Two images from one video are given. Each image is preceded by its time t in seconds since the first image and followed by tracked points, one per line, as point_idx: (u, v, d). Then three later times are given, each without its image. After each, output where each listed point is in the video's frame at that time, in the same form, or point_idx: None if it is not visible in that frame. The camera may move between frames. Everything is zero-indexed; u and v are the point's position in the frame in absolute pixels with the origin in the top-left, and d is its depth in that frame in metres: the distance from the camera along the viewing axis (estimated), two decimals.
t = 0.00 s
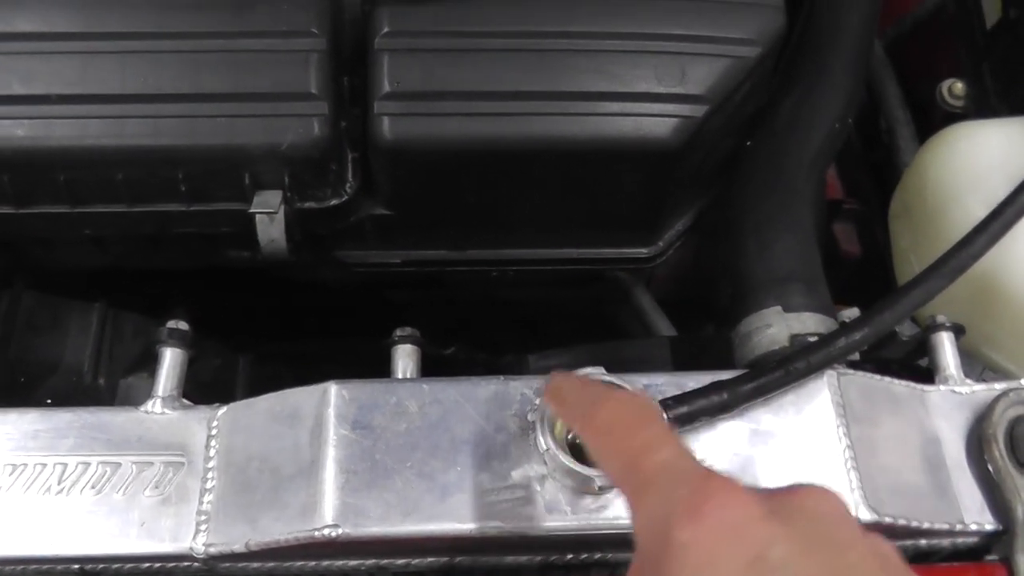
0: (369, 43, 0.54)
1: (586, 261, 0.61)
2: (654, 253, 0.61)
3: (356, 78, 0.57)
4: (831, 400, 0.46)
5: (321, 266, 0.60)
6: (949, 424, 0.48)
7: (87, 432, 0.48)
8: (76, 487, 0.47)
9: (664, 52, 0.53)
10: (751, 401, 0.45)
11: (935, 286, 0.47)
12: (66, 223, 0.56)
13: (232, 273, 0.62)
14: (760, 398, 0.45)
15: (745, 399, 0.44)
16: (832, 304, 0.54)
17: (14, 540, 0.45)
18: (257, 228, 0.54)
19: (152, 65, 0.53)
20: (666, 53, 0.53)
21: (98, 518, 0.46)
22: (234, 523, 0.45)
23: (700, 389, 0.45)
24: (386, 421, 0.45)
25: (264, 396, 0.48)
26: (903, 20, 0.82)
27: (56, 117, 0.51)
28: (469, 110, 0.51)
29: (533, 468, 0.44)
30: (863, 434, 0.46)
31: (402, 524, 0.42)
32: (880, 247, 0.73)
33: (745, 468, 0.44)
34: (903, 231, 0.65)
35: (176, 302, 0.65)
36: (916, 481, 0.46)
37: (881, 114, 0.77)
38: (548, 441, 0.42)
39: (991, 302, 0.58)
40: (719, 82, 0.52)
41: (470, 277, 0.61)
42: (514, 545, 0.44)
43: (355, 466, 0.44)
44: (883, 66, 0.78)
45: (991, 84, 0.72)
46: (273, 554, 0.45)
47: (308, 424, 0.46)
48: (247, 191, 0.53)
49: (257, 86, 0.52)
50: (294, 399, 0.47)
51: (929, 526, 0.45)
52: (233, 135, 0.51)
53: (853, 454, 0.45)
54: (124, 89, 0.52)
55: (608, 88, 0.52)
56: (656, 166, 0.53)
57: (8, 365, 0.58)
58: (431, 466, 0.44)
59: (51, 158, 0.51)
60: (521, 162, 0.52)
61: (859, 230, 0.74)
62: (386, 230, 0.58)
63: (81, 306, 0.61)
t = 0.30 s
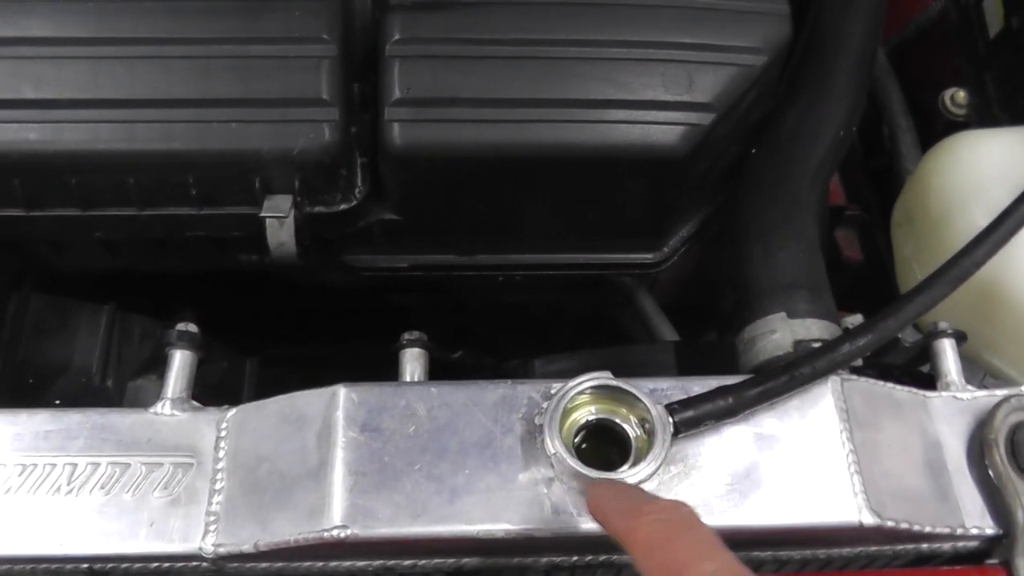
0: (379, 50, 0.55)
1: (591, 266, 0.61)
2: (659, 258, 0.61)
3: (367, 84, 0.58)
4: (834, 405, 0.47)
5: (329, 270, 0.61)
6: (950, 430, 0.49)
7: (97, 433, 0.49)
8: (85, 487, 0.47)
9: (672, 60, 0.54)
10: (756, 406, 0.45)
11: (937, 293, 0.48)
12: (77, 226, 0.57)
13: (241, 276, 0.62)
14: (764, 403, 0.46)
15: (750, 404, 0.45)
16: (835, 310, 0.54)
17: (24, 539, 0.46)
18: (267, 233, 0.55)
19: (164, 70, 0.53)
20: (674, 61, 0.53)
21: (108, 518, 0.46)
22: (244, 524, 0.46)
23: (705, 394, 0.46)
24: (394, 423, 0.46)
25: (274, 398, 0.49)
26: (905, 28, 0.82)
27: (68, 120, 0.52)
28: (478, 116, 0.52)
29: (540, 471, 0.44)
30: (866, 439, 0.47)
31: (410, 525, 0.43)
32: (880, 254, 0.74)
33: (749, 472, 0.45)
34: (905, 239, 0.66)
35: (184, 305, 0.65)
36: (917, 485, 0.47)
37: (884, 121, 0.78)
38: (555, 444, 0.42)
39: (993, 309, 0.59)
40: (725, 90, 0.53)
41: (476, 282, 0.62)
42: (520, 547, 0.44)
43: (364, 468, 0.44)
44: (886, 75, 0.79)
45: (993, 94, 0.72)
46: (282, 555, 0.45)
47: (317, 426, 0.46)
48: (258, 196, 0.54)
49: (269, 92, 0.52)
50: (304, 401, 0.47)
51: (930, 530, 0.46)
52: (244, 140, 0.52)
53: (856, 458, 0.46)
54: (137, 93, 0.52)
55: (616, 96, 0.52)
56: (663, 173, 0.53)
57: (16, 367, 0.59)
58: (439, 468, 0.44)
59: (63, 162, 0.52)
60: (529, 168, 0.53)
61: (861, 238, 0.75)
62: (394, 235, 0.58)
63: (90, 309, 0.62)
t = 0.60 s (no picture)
0: (390, 60, 0.56)
1: (594, 271, 0.63)
2: (661, 264, 0.63)
3: (376, 93, 0.59)
4: (831, 406, 0.48)
5: (338, 273, 0.62)
6: (944, 430, 0.50)
7: (113, 430, 0.50)
8: (102, 482, 0.48)
9: (675, 71, 0.55)
10: (755, 406, 0.47)
11: (932, 299, 0.50)
12: (92, 229, 0.58)
13: (252, 279, 0.63)
14: (763, 403, 0.47)
15: (750, 404, 0.46)
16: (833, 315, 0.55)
17: (42, 532, 0.47)
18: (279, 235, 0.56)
19: (181, 77, 0.55)
20: (678, 71, 0.55)
21: (124, 512, 0.47)
22: (259, 519, 0.47)
23: (707, 394, 0.47)
24: (405, 422, 0.47)
25: (287, 397, 0.50)
26: (902, 41, 0.84)
27: (87, 126, 0.53)
28: (487, 124, 0.53)
29: (546, 468, 0.45)
30: (862, 439, 0.48)
31: (420, 520, 0.44)
32: (878, 262, 0.75)
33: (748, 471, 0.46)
34: (900, 245, 0.67)
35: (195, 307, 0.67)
36: (912, 484, 0.48)
37: (880, 132, 0.80)
38: (562, 442, 0.43)
39: (986, 314, 0.61)
40: (727, 100, 0.54)
41: (482, 285, 0.63)
42: (526, 542, 0.46)
43: (376, 465, 0.46)
44: (883, 86, 0.80)
45: (987, 104, 0.74)
46: (295, 549, 0.47)
47: (330, 424, 0.48)
48: (271, 200, 0.55)
49: (284, 99, 0.54)
50: (317, 400, 0.49)
51: (924, 527, 0.47)
52: (259, 146, 0.53)
53: (852, 458, 0.47)
54: (154, 100, 0.54)
55: (621, 105, 0.54)
56: (666, 180, 0.55)
57: (32, 365, 0.59)
58: (449, 465, 0.46)
59: (81, 166, 0.53)
60: (536, 176, 0.54)
61: (859, 245, 0.76)
62: (403, 240, 0.60)
63: (104, 309, 0.63)
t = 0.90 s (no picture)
0: (401, 71, 0.58)
1: (596, 275, 0.65)
2: (661, 268, 0.65)
3: (388, 102, 0.61)
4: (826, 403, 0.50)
5: (349, 277, 0.64)
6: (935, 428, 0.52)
7: (134, 426, 0.52)
8: (123, 475, 0.50)
9: (676, 82, 0.57)
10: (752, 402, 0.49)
11: (921, 301, 0.52)
12: (113, 233, 0.60)
13: (265, 283, 0.65)
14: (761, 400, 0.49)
15: (747, 400, 0.48)
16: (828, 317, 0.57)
17: (66, 524, 0.49)
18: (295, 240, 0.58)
19: (200, 86, 0.57)
20: (678, 83, 0.57)
21: (145, 504, 0.49)
22: (275, 511, 0.48)
23: (706, 391, 0.49)
24: (417, 417, 0.49)
25: (302, 394, 0.52)
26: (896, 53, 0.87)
27: (110, 134, 0.55)
28: (495, 132, 0.55)
29: (552, 462, 0.47)
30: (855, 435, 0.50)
31: (432, 511, 0.46)
32: (873, 268, 0.77)
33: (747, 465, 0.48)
34: (894, 251, 0.70)
35: (209, 310, 0.69)
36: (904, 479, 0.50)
37: (874, 142, 0.82)
38: (567, 436, 0.45)
39: (977, 317, 0.63)
40: (725, 110, 0.57)
41: (488, 289, 0.65)
42: (532, 534, 0.48)
43: (389, 459, 0.48)
44: (877, 98, 0.83)
45: (980, 116, 0.76)
46: (311, 540, 0.49)
47: (344, 419, 0.50)
48: (286, 205, 0.57)
49: (299, 109, 0.56)
50: (331, 397, 0.51)
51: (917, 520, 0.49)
52: (277, 153, 0.55)
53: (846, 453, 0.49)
54: (174, 108, 0.56)
55: (624, 115, 0.56)
56: (666, 188, 0.57)
57: (52, 364, 0.61)
58: (459, 459, 0.48)
59: (103, 172, 0.55)
60: (542, 183, 0.56)
61: (853, 253, 0.78)
62: (413, 245, 0.62)
63: (121, 312, 0.65)
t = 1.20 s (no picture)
0: (403, 78, 0.59)
1: (594, 278, 0.66)
2: (658, 271, 0.66)
3: (389, 109, 0.62)
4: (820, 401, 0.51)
5: (351, 281, 0.65)
6: (927, 426, 0.53)
7: (140, 426, 0.53)
8: (130, 474, 0.51)
9: (671, 88, 0.59)
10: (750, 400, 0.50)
11: (913, 301, 0.53)
12: (118, 238, 0.61)
13: (268, 287, 0.66)
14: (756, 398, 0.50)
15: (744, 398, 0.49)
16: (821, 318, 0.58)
17: (73, 523, 0.49)
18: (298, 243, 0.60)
19: (205, 94, 0.58)
20: (674, 88, 0.58)
21: (152, 502, 0.50)
22: (281, 509, 0.49)
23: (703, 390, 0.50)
24: (419, 416, 0.50)
25: (306, 395, 0.53)
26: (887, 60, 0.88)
27: (117, 140, 0.56)
28: (495, 138, 0.56)
29: (552, 459, 0.48)
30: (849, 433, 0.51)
31: (435, 507, 0.47)
32: (865, 271, 0.79)
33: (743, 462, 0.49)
34: (887, 254, 0.71)
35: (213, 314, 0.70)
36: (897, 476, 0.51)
37: (866, 147, 0.83)
38: (567, 432, 0.47)
39: (967, 319, 0.64)
40: (719, 115, 0.58)
41: (487, 292, 0.66)
42: (533, 530, 0.49)
43: (393, 456, 0.49)
44: (869, 104, 0.84)
45: (968, 122, 0.78)
46: (316, 537, 0.49)
47: (349, 418, 0.51)
48: (290, 210, 0.59)
49: (303, 115, 0.57)
50: (336, 396, 0.52)
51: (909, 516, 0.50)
52: (281, 158, 0.56)
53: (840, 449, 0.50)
54: (180, 115, 0.57)
55: (621, 120, 0.57)
56: (662, 191, 0.58)
57: (59, 367, 0.62)
58: (461, 457, 0.49)
59: (110, 177, 0.56)
60: (541, 187, 0.57)
61: (847, 257, 0.80)
62: (414, 248, 0.63)
63: (125, 316, 0.66)
